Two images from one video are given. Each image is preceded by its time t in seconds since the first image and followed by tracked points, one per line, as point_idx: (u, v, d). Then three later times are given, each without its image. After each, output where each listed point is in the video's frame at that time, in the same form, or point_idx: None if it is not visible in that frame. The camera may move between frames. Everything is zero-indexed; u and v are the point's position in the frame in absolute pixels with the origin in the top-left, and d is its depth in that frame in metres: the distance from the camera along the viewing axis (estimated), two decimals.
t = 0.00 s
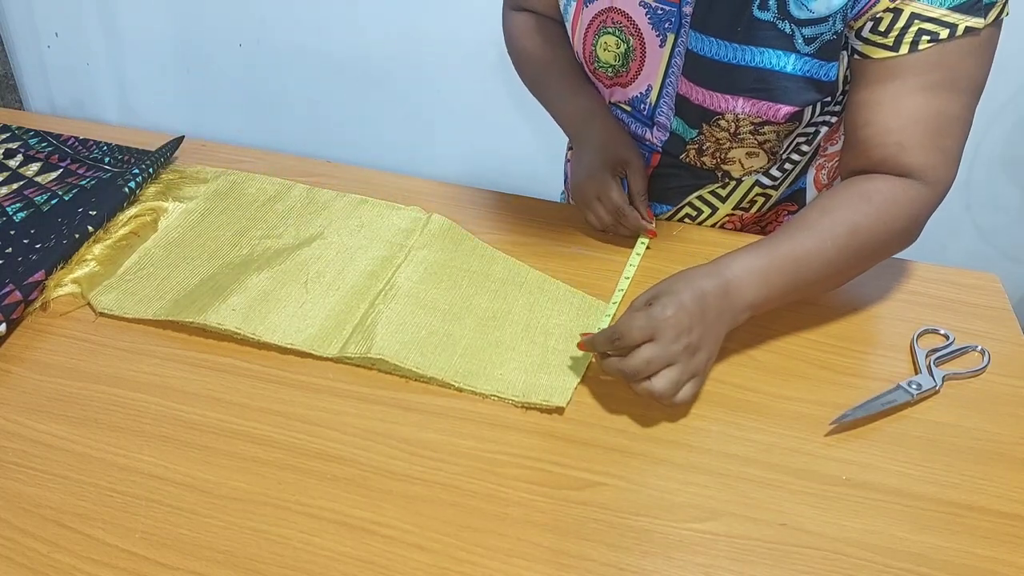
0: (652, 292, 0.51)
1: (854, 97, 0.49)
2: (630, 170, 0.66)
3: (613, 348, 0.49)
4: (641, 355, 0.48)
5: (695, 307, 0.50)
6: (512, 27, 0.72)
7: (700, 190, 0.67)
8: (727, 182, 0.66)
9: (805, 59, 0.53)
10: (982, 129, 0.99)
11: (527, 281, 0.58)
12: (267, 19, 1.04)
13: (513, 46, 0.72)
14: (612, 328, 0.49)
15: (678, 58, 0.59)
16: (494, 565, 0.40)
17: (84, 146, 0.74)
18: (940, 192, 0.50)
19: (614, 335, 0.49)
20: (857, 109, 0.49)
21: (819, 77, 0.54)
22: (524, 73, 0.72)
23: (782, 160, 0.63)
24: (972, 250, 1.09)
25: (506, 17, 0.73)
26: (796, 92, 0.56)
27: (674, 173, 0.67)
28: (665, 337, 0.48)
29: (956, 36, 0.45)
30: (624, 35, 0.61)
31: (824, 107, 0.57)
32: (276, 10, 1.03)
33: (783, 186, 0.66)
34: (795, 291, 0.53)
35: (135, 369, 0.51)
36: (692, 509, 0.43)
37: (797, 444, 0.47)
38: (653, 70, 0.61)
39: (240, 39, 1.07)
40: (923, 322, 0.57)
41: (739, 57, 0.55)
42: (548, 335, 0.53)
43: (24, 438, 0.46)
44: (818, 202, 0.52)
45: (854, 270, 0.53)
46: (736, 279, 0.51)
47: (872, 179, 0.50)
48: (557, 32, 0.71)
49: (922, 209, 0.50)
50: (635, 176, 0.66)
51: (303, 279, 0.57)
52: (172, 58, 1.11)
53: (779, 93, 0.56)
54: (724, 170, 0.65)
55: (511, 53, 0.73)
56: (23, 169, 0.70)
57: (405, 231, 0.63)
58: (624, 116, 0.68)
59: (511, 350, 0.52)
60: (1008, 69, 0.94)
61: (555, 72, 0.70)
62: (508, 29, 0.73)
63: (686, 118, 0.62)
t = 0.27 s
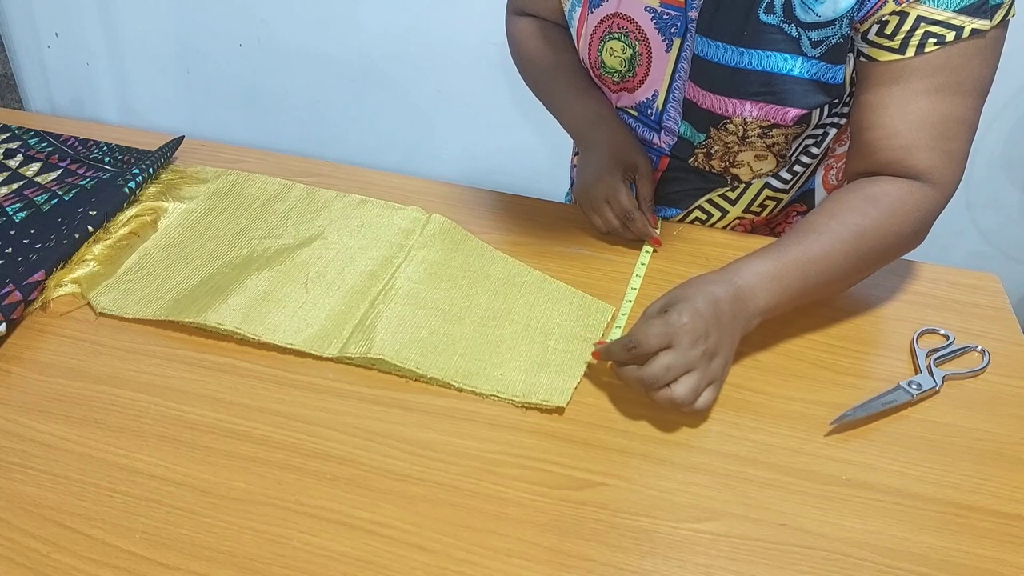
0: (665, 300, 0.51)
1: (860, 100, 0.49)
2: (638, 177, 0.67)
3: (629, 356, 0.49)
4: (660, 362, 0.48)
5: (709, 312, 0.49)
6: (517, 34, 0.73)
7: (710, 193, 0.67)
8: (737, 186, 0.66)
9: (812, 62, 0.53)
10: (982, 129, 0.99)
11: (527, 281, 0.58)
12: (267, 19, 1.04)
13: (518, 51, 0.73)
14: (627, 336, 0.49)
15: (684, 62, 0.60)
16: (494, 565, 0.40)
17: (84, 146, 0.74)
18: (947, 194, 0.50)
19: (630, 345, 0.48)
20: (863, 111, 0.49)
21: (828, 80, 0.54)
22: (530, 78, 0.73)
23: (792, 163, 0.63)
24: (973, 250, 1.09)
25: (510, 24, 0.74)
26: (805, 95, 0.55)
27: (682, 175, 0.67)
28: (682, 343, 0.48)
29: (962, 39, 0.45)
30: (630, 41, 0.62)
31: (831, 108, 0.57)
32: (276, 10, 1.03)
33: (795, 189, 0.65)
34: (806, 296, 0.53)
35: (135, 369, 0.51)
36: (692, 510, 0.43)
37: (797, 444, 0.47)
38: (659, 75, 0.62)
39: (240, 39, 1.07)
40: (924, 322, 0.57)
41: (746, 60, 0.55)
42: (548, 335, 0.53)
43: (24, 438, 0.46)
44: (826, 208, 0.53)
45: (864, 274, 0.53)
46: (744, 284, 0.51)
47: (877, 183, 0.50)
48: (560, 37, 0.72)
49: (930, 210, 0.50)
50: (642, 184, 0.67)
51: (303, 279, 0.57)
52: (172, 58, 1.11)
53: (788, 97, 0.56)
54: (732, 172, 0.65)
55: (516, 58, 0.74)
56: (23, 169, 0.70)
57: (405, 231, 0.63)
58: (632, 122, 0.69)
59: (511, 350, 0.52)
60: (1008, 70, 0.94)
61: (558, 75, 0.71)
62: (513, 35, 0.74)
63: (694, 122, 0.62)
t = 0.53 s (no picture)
0: (660, 299, 0.51)
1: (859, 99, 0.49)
2: (639, 175, 0.67)
3: (625, 354, 0.49)
4: (657, 360, 0.48)
5: (705, 311, 0.49)
6: (519, 34, 0.73)
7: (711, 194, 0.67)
8: (739, 186, 0.66)
9: (813, 61, 0.53)
10: (982, 129, 0.99)
11: (527, 281, 0.58)
12: (267, 19, 1.04)
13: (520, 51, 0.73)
14: (623, 335, 0.49)
15: (686, 61, 0.60)
16: (494, 565, 0.40)
17: (84, 146, 0.74)
18: (945, 193, 0.50)
19: (627, 343, 0.48)
20: (862, 110, 0.49)
21: (828, 79, 0.54)
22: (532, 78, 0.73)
23: (794, 163, 0.63)
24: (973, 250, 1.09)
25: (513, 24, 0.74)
26: (805, 94, 0.55)
27: (683, 175, 0.67)
28: (679, 341, 0.48)
29: (961, 38, 0.45)
30: (631, 40, 0.62)
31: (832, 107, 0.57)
32: (276, 10, 1.03)
33: (798, 190, 0.65)
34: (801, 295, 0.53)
35: (135, 369, 0.51)
36: (692, 510, 0.43)
37: (797, 444, 0.47)
38: (661, 74, 0.62)
39: (240, 39, 1.07)
40: (923, 322, 0.57)
41: (747, 59, 0.55)
42: (548, 335, 0.53)
43: (24, 438, 0.46)
44: (821, 208, 0.53)
45: (859, 274, 0.53)
46: (741, 283, 0.51)
47: (874, 183, 0.51)
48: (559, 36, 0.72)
49: (927, 209, 0.50)
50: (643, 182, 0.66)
51: (303, 279, 0.57)
52: (172, 58, 1.11)
53: (788, 96, 0.56)
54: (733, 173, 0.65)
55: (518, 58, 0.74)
56: (23, 169, 0.70)
57: (405, 231, 0.63)
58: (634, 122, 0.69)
59: (511, 350, 0.52)
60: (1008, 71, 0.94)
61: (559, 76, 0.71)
62: (515, 35, 0.74)
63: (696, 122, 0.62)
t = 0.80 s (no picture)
0: (653, 305, 0.51)
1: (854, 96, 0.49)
2: (640, 175, 0.66)
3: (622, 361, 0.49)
4: (653, 364, 0.48)
5: (699, 313, 0.50)
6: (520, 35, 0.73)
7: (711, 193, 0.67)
8: (738, 185, 0.66)
9: (810, 59, 0.53)
10: (981, 129, 0.99)
11: (527, 281, 0.58)
12: (267, 19, 1.04)
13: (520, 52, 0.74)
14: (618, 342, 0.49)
15: (683, 61, 0.60)
16: (494, 565, 0.40)
17: (84, 146, 0.74)
18: (941, 191, 0.50)
19: (625, 349, 0.48)
20: (857, 107, 0.49)
21: (825, 76, 0.54)
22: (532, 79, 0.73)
23: (792, 161, 0.63)
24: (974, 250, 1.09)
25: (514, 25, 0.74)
26: (803, 91, 0.55)
27: (683, 174, 0.67)
28: (674, 345, 0.48)
29: (956, 36, 0.45)
30: (630, 39, 0.62)
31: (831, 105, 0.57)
32: (276, 10, 1.03)
33: (796, 188, 0.65)
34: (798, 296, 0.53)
35: (135, 369, 0.51)
36: (692, 509, 0.43)
37: (797, 443, 0.47)
38: (659, 74, 0.62)
39: (240, 39, 1.07)
40: (923, 322, 0.57)
41: (744, 57, 0.55)
42: (548, 335, 0.53)
43: (24, 438, 0.46)
44: (814, 209, 0.53)
45: (854, 273, 0.53)
46: (735, 284, 0.51)
47: (866, 181, 0.51)
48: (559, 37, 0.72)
49: (921, 208, 0.50)
50: (644, 182, 0.66)
51: (303, 279, 0.57)
52: (172, 58, 1.11)
53: (786, 93, 0.56)
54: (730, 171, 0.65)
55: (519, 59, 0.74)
56: (23, 169, 0.70)
57: (405, 231, 0.63)
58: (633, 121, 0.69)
59: (511, 350, 0.52)
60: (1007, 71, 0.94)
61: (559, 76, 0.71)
62: (516, 36, 0.74)
63: (695, 120, 0.62)
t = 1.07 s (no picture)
0: (653, 311, 0.51)
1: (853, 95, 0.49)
2: (639, 174, 0.66)
3: (623, 367, 0.49)
4: (655, 368, 0.48)
5: (699, 317, 0.50)
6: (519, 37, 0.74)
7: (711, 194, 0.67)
8: (738, 186, 0.66)
9: (807, 58, 0.53)
10: (981, 129, 0.99)
11: (527, 281, 0.58)
12: (267, 19, 1.04)
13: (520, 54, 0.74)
14: (619, 349, 0.50)
15: (682, 61, 0.60)
16: (494, 565, 0.40)
17: (84, 146, 0.74)
18: (940, 190, 0.50)
19: (626, 356, 0.49)
20: (855, 107, 0.49)
21: (823, 76, 0.54)
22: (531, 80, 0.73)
23: (792, 161, 0.63)
24: (973, 250, 1.09)
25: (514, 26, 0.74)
26: (801, 91, 0.55)
27: (682, 175, 0.67)
28: (675, 349, 0.49)
29: (953, 34, 0.45)
30: (630, 40, 0.62)
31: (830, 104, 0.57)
32: (276, 10, 1.03)
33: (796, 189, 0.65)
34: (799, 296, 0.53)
35: (135, 369, 0.51)
36: (692, 509, 0.43)
37: (797, 443, 0.47)
38: (659, 74, 0.62)
39: (240, 39, 1.07)
40: (923, 322, 0.57)
41: (742, 56, 0.55)
42: (548, 335, 0.53)
43: (24, 438, 0.46)
44: (813, 211, 0.53)
45: (855, 272, 0.53)
46: (734, 287, 0.51)
47: (865, 181, 0.51)
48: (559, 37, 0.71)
49: (919, 207, 0.50)
50: (645, 181, 0.66)
51: (303, 279, 0.57)
52: (172, 58, 1.11)
53: (785, 92, 0.56)
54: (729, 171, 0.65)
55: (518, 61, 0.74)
56: (23, 169, 0.70)
57: (405, 231, 0.63)
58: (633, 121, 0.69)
59: (511, 350, 0.52)
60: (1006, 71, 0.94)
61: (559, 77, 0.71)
62: (515, 38, 0.74)
63: (694, 121, 0.62)
